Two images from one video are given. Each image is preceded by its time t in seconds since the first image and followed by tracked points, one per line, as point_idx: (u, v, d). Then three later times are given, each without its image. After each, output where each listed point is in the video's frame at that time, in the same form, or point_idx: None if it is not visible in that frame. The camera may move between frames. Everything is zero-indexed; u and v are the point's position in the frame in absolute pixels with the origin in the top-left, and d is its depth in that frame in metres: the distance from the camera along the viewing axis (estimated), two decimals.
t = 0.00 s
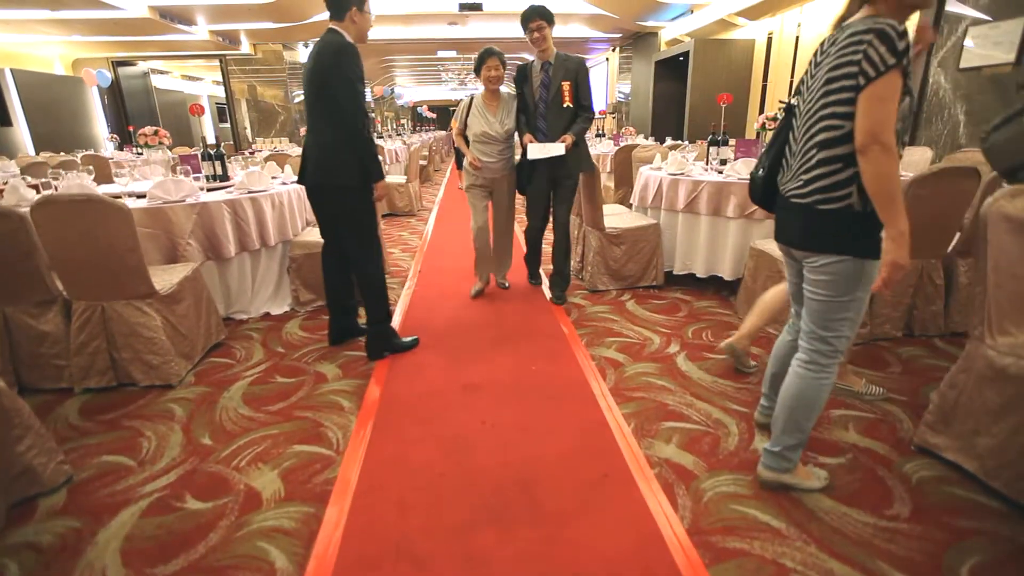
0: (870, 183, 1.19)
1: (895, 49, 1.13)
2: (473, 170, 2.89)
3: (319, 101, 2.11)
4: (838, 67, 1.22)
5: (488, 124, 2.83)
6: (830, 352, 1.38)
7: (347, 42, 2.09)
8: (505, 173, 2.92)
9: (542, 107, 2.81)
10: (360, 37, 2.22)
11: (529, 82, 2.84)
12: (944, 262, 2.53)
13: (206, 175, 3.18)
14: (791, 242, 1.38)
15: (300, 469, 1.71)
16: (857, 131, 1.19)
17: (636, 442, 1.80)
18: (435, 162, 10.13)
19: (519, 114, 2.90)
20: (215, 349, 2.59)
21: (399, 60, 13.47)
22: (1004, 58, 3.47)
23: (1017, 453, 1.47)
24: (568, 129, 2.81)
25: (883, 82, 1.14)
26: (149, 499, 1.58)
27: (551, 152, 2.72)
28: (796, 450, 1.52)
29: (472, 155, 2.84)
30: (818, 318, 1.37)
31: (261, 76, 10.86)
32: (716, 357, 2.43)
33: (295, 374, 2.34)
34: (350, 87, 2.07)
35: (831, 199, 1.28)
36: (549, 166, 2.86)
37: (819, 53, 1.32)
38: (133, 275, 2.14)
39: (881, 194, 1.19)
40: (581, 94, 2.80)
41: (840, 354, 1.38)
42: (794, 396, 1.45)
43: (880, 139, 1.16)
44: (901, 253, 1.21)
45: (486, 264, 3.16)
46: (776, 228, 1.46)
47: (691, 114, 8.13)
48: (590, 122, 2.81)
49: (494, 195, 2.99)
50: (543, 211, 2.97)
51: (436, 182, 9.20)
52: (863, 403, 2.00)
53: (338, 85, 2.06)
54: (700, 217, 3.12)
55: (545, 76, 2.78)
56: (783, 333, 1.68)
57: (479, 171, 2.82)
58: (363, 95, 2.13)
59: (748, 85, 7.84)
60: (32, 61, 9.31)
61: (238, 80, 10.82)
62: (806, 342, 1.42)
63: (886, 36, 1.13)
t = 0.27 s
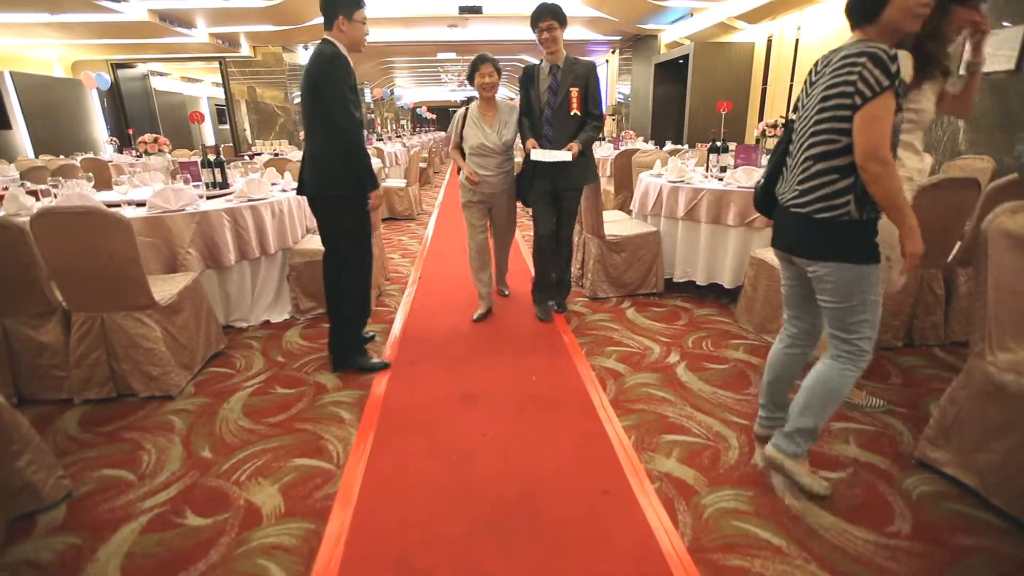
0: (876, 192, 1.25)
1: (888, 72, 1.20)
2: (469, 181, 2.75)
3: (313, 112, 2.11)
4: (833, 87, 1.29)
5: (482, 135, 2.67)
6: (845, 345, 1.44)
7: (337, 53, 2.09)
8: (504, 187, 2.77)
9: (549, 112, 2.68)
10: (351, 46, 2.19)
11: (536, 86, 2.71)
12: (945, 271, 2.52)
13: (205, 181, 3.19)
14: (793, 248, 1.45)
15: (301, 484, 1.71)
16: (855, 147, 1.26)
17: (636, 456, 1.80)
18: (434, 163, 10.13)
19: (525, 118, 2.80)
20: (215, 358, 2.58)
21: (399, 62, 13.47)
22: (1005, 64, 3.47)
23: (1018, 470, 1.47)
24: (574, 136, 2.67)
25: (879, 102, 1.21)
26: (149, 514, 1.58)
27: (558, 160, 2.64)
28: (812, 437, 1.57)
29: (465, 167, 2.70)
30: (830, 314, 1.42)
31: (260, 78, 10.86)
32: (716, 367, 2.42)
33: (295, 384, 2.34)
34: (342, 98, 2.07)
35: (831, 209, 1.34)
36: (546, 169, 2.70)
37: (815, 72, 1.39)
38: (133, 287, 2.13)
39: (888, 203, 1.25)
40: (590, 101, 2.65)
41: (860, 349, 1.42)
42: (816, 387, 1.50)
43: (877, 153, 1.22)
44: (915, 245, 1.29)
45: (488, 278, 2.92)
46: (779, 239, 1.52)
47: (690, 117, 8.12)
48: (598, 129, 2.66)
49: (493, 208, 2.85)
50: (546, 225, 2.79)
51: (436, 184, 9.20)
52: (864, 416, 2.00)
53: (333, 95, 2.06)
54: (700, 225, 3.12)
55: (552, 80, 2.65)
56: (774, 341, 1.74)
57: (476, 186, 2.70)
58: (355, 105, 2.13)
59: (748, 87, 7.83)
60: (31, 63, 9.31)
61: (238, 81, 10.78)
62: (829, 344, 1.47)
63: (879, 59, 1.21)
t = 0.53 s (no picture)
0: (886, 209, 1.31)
1: (900, 92, 1.25)
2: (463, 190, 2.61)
3: (310, 123, 2.10)
4: (844, 105, 1.32)
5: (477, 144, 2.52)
6: (869, 347, 1.54)
7: (332, 63, 2.08)
8: (499, 196, 2.62)
9: (555, 122, 2.46)
10: (351, 54, 2.19)
11: (539, 92, 2.51)
12: (945, 281, 2.52)
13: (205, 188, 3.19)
14: (805, 262, 1.47)
15: (302, 497, 1.71)
16: (867, 165, 1.30)
17: (637, 469, 1.80)
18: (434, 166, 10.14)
19: (528, 129, 2.59)
20: (215, 366, 2.58)
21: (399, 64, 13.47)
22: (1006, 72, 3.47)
23: (1018, 487, 1.47)
24: (580, 148, 2.47)
25: (892, 121, 1.25)
26: (149, 529, 1.58)
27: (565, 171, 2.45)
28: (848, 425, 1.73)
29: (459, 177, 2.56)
30: (854, 322, 1.50)
31: (260, 80, 10.86)
32: (716, 376, 2.42)
33: (295, 394, 2.34)
34: (342, 106, 2.07)
35: (848, 224, 1.38)
36: (552, 182, 2.52)
37: (820, 90, 1.42)
38: (133, 298, 2.13)
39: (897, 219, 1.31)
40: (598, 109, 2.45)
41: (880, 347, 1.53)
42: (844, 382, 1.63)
43: (890, 170, 1.28)
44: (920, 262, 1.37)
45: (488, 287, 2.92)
46: (788, 253, 1.53)
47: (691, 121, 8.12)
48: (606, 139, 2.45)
49: (489, 220, 2.70)
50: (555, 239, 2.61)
51: (435, 187, 9.21)
52: (864, 428, 2.00)
53: (331, 106, 2.05)
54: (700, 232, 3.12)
55: (557, 87, 2.44)
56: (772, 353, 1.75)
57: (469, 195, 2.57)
58: (354, 115, 2.13)
59: (748, 90, 7.84)
60: (32, 65, 9.32)
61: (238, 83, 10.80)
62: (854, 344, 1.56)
63: (893, 80, 1.25)
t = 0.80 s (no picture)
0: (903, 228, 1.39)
1: (932, 118, 1.33)
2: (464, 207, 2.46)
3: (310, 135, 2.10)
4: (875, 126, 1.39)
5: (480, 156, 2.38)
6: (884, 355, 1.66)
7: (335, 76, 2.07)
8: (502, 213, 2.45)
9: (567, 131, 2.36)
10: (353, 64, 2.20)
11: (547, 98, 2.37)
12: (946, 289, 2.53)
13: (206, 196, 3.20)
14: (831, 278, 1.52)
15: (303, 510, 1.71)
16: (895, 186, 1.38)
17: (637, 481, 1.80)
18: (434, 168, 10.13)
19: (534, 136, 2.44)
20: (215, 375, 2.58)
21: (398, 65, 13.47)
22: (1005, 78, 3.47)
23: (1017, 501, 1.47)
24: (595, 158, 2.39)
25: (923, 145, 1.33)
26: (150, 543, 1.58)
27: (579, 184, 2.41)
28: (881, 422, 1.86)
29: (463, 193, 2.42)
30: (872, 334, 1.59)
31: (260, 82, 10.86)
32: (717, 385, 2.43)
33: (296, 404, 2.34)
34: (343, 114, 2.06)
35: (876, 243, 1.45)
36: (566, 193, 2.41)
37: (842, 110, 1.49)
38: (134, 309, 2.14)
39: (915, 239, 1.40)
40: (612, 116, 2.36)
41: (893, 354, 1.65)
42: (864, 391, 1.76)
43: (917, 192, 1.36)
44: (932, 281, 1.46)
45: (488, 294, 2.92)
46: (809, 266, 1.58)
47: (691, 124, 8.12)
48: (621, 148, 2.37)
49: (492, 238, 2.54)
50: (559, 255, 2.57)
51: (435, 189, 9.21)
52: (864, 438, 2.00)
53: (329, 120, 2.05)
54: (701, 239, 3.12)
55: (569, 93, 2.33)
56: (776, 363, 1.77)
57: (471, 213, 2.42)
58: (353, 129, 2.11)
59: (748, 93, 7.83)
60: (31, 68, 9.33)
61: (237, 84, 10.73)
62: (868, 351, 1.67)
63: (925, 104, 1.33)
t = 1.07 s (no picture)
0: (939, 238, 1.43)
1: (979, 131, 1.36)
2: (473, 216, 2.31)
3: (315, 142, 2.10)
4: (920, 137, 1.42)
5: (494, 164, 2.25)
6: (905, 364, 1.69)
7: (343, 83, 2.07)
8: (514, 225, 2.33)
9: (591, 140, 2.19)
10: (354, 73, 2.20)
11: (571, 104, 2.19)
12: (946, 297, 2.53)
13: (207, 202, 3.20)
14: (865, 282, 1.59)
15: (304, 519, 1.71)
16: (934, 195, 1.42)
17: (638, 492, 1.80)
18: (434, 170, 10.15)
19: (553, 145, 2.25)
20: (217, 382, 2.59)
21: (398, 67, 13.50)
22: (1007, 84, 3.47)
23: (1017, 513, 1.48)
24: (619, 171, 2.24)
25: (966, 157, 1.37)
26: (152, 553, 1.58)
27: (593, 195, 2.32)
28: (878, 436, 1.88)
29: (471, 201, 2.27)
30: (905, 339, 1.63)
31: (261, 83, 10.89)
32: (717, 392, 2.43)
33: (297, 411, 2.34)
34: (349, 122, 2.06)
35: (915, 249, 1.50)
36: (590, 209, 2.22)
37: (884, 119, 1.53)
38: (137, 317, 2.14)
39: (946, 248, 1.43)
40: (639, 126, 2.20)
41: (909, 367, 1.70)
42: (879, 403, 1.79)
43: (954, 202, 1.39)
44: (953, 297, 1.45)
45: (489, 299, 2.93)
46: (845, 272, 1.65)
47: (691, 127, 8.12)
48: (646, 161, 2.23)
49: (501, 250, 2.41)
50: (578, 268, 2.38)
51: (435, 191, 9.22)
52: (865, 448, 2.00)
53: (336, 128, 2.05)
54: (702, 245, 3.12)
55: (596, 100, 2.15)
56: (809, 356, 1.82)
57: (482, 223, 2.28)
58: (360, 136, 2.11)
59: (748, 96, 7.85)
60: (32, 70, 9.36)
61: (238, 84, 10.76)
62: (887, 362, 1.71)
63: (973, 118, 1.36)
